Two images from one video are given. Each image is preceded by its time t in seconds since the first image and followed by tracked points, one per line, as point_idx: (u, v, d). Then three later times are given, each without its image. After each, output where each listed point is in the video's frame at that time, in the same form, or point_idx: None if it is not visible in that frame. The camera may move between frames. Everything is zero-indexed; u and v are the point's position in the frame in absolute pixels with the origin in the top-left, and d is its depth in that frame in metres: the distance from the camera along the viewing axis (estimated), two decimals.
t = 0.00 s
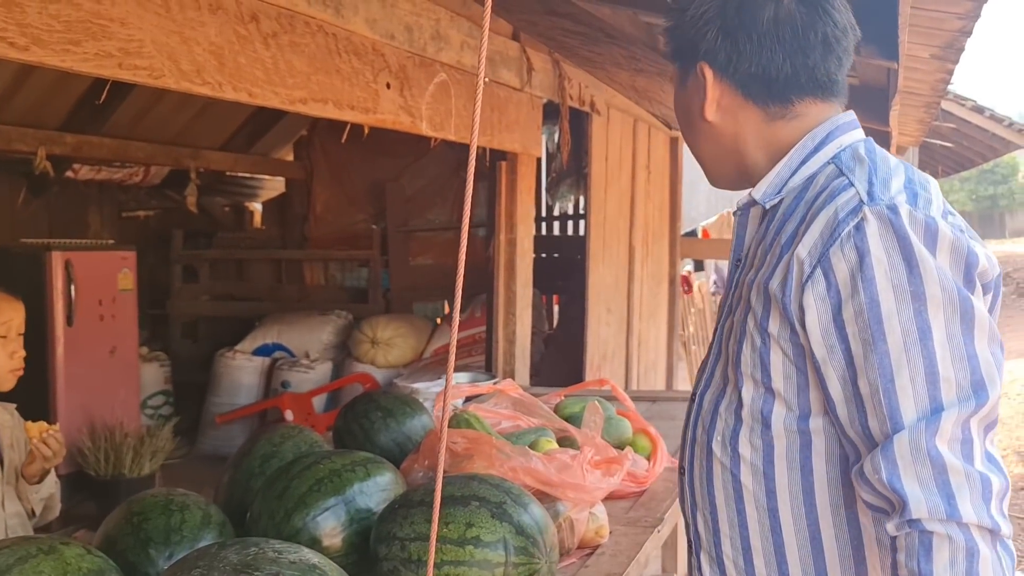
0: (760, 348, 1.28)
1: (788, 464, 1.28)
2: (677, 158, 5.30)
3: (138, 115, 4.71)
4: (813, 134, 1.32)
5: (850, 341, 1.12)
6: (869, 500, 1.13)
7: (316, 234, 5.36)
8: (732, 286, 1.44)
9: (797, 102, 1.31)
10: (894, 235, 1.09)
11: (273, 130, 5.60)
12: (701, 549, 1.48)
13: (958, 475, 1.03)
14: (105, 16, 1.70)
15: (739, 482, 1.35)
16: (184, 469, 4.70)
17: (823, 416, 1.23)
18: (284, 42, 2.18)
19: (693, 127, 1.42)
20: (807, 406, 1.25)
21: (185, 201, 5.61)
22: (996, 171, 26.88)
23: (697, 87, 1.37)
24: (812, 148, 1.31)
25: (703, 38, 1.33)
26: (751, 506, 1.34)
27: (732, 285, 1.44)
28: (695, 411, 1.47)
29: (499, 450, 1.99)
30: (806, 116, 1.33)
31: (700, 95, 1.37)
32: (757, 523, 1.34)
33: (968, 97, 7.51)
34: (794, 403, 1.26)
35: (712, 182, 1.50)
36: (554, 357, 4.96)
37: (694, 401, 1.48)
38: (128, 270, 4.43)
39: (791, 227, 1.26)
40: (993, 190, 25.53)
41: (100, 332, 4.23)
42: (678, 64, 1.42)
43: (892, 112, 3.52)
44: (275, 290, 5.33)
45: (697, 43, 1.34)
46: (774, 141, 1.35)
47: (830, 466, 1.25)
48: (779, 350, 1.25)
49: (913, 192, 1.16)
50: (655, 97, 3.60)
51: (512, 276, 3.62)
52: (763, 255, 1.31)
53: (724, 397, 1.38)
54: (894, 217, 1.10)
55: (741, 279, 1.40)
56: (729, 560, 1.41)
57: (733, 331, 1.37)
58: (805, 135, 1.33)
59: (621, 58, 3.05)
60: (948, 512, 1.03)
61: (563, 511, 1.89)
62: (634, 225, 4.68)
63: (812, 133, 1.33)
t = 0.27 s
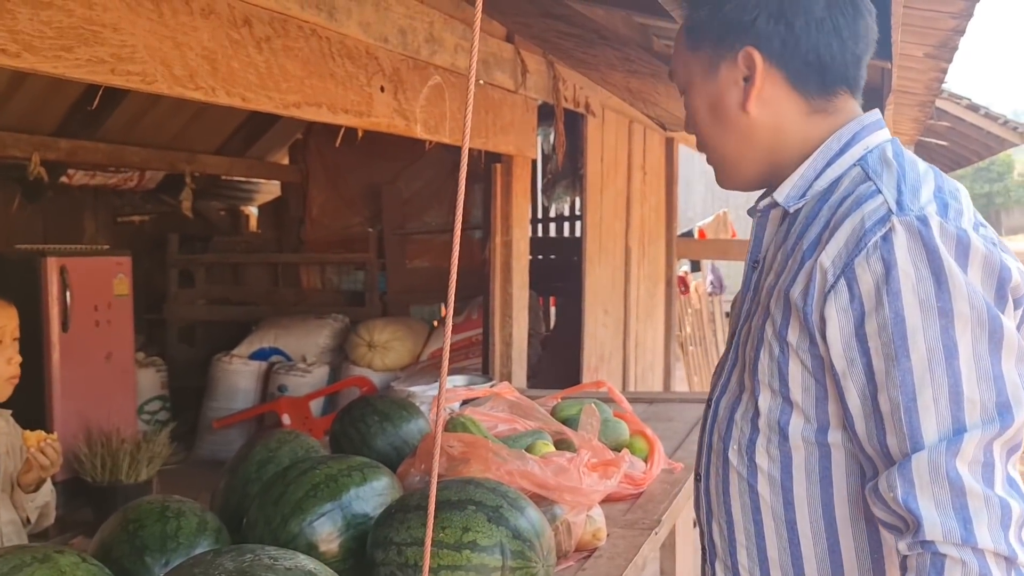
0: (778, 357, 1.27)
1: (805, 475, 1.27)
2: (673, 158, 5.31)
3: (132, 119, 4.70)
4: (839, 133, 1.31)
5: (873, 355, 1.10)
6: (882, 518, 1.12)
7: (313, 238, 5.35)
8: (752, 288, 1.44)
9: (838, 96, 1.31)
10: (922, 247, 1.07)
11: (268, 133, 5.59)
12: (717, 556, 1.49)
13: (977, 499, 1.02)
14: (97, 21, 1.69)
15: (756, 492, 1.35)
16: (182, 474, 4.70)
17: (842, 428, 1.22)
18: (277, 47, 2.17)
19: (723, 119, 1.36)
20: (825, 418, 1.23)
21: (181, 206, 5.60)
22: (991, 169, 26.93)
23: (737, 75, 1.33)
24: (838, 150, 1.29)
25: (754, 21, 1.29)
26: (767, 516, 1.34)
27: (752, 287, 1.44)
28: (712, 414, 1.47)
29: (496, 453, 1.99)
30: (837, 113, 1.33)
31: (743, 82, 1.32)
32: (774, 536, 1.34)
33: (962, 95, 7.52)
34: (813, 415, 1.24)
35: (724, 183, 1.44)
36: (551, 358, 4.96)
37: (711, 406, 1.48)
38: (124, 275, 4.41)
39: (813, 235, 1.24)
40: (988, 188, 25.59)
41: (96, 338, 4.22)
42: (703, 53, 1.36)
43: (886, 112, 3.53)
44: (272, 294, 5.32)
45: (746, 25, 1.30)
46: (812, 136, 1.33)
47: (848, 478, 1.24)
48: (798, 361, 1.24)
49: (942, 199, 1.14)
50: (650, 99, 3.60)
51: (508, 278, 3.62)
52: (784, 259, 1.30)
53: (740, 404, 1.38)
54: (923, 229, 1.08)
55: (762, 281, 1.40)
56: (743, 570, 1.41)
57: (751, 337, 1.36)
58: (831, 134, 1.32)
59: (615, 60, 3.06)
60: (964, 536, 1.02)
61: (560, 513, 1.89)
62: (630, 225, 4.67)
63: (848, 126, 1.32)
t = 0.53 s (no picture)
0: (817, 366, 1.33)
1: (836, 483, 1.35)
2: (668, 160, 5.31)
3: (126, 123, 4.68)
4: (873, 136, 1.40)
5: (930, 369, 1.17)
6: (932, 531, 1.21)
7: (308, 240, 5.34)
8: (767, 289, 1.49)
9: (868, 99, 1.42)
10: (985, 261, 1.14)
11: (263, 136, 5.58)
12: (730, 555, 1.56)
13: None
14: (90, 26, 1.69)
15: (783, 501, 1.42)
16: (178, 478, 4.69)
17: (881, 436, 1.30)
18: (271, 51, 2.17)
19: (768, 118, 1.39)
20: (863, 429, 1.30)
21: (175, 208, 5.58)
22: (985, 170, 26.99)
23: (786, 73, 1.37)
24: (874, 154, 1.38)
25: (808, 16, 1.34)
26: (792, 520, 1.42)
27: (768, 288, 1.49)
28: (728, 420, 1.53)
29: (492, 457, 1.99)
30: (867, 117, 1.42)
31: (794, 81, 1.37)
32: (798, 546, 1.42)
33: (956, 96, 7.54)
34: (851, 425, 1.31)
35: (755, 186, 1.47)
36: (547, 361, 4.95)
37: (727, 410, 1.54)
38: (118, 279, 4.40)
39: (854, 245, 1.30)
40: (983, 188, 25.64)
41: (90, 341, 4.20)
42: (743, 52, 1.38)
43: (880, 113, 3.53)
44: (267, 297, 5.31)
45: (799, 21, 1.35)
46: (848, 136, 1.41)
47: (883, 486, 1.32)
48: (840, 372, 1.30)
49: (989, 213, 1.21)
50: (645, 101, 3.60)
51: (503, 281, 3.62)
52: (818, 266, 1.36)
53: (763, 412, 1.44)
54: (985, 244, 1.15)
55: (782, 284, 1.45)
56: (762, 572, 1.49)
57: (779, 341, 1.41)
58: (864, 137, 1.40)
59: (610, 64, 3.10)
60: None
61: (555, 517, 1.89)
62: (626, 228, 4.67)
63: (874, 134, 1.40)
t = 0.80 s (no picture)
0: (855, 365, 1.25)
1: (867, 487, 1.28)
2: (663, 160, 5.33)
3: (123, 125, 4.70)
4: (894, 134, 1.33)
5: (983, 369, 1.13)
6: (984, 530, 1.19)
7: (305, 241, 5.36)
8: (780, 287, 1.39)
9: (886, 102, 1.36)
10: None
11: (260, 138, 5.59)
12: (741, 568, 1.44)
13: None
14: (86, 28, 1.70)
15: (809, 502, 1.32)
16: (176, 478, 4.70)
17: (916, 434, 1.25)
18: (267, 52, 2.19)
19: (809, 110, 1.27)
20: (899, 426, 1.25)
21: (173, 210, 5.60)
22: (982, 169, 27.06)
23: (828, 65, 1.27)
24: (896, 154, 1.30)
25: (854, 9, 1.27)
26: (819, 528, 1.32)
27: (782, 286, 1.38)
28: (742, 422, 1.41)
29: (487, 455, 2.00)
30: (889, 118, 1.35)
31: (835, 74, 1.28)
32: (826, 550, 1.32)
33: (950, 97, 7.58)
34: (886, 422, 1.25)
35: (775, 184, 1.33)
36: (543, 360, 4.98)
37: (738, 412, 1.42)
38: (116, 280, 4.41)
39: (892, 241, 1.23)
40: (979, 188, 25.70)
41: (88, 342, 4.21)
42: (788, 42, 1.27)
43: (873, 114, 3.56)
44: (264, 297, 5.32)
45: (844, 15, 1.27)
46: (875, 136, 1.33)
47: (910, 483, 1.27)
48: (880, 370, 1.23)
49: None
50: (639, 103, 3.62)
51: (499, 281, 3.64)
52: (849, 265, 1.27)
53: (787, 411, 1.34)
54: None
55: (801, 283, 1.35)
56: None
57: (806, 339, 1.32)
58: (885, 135, 1.33)
59: (604, 66, 3.12)
60: None
61: (550, 514, 1.91)
62: (620, 228, 4.70)
63: (889, 135, 1.33)
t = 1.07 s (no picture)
0: (890, 361, 1.13)
1: (897, 485, 1.15)
2: (659, 161, 5.34)
3: (119, 127, 4.69)
4: (908, 136, 1.24)
5: None
6: None
7: (302, 242, 5.35)
8: (795, 286, 1.25)
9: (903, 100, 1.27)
10: None
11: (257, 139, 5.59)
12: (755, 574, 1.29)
13: None
14: (82, 29, 1.70)
15: (836, 500, 1.19)
16: (174, 480, 4.70)
17: (947, 430, 1.14)
18: (263, 53, 2.18)
19: (844, 103, 1.16)
20: (933, 423, 1.13)
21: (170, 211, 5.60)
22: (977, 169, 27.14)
23: (863, 57, 1.17)
24: (913, 155, 1.20)
25: (892, 2, 1.17)
26: (844, 530, 1.19)
27: (798, 284, 1.25)
28: (759, 421, 1.26)
29: (485, 455, 2.00)
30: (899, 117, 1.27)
31: (869, 67, 1.17)
32: (850, 547, 1.19)
33: (944, 96, 7.62)
34: (920, 418, 1.13)
35: (802, 177, 1.20)
36: (541, 360, 4.98)
37: (753, 411, 1.27)
38: (113, 282, 4.41)
39: (925, 237, 1.13)
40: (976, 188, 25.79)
41: (85, 344, 4.20)
42: (826, 31, 1.16)
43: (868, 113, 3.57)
44: (262, 299, 5.32)
45: (884, 6, 1.17)
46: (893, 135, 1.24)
47: (939, 480, 1.15)
48: (917, 365, 1.12)
49: None
50: (636, 103, 3.62)
51: (496, 281, 3.64)
52: (878, 262, 1.16)
53: (812, 410, 1.20)
54: None
55: (822, 280, 1.22)
56: None
57: (833, 335, 1.19)
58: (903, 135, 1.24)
59: (600, 66, 3.13)
60: None
61: (547, 514, 1.91)
62: (617, 228, 4.70)
63: (902, 137, 1.24)
